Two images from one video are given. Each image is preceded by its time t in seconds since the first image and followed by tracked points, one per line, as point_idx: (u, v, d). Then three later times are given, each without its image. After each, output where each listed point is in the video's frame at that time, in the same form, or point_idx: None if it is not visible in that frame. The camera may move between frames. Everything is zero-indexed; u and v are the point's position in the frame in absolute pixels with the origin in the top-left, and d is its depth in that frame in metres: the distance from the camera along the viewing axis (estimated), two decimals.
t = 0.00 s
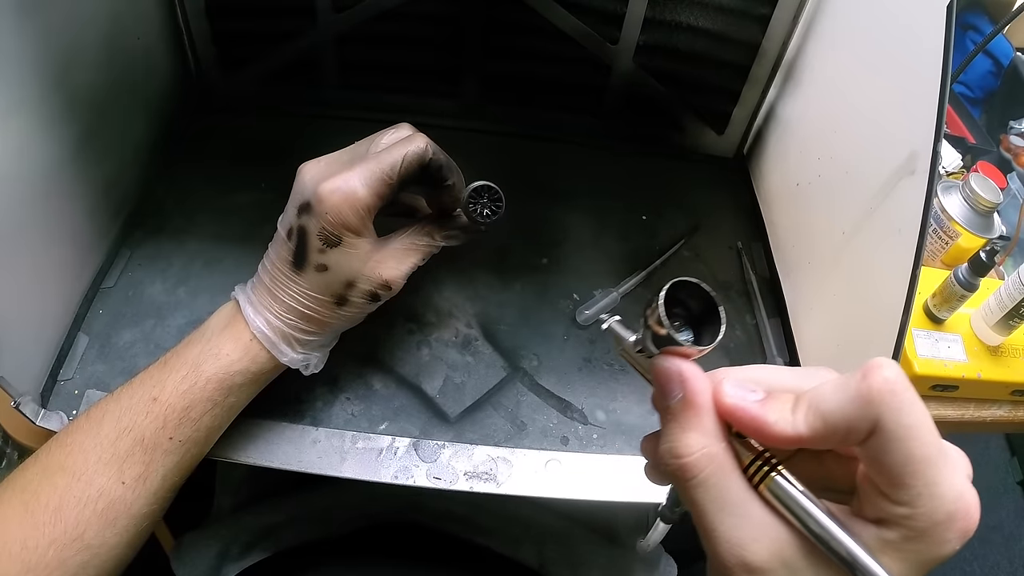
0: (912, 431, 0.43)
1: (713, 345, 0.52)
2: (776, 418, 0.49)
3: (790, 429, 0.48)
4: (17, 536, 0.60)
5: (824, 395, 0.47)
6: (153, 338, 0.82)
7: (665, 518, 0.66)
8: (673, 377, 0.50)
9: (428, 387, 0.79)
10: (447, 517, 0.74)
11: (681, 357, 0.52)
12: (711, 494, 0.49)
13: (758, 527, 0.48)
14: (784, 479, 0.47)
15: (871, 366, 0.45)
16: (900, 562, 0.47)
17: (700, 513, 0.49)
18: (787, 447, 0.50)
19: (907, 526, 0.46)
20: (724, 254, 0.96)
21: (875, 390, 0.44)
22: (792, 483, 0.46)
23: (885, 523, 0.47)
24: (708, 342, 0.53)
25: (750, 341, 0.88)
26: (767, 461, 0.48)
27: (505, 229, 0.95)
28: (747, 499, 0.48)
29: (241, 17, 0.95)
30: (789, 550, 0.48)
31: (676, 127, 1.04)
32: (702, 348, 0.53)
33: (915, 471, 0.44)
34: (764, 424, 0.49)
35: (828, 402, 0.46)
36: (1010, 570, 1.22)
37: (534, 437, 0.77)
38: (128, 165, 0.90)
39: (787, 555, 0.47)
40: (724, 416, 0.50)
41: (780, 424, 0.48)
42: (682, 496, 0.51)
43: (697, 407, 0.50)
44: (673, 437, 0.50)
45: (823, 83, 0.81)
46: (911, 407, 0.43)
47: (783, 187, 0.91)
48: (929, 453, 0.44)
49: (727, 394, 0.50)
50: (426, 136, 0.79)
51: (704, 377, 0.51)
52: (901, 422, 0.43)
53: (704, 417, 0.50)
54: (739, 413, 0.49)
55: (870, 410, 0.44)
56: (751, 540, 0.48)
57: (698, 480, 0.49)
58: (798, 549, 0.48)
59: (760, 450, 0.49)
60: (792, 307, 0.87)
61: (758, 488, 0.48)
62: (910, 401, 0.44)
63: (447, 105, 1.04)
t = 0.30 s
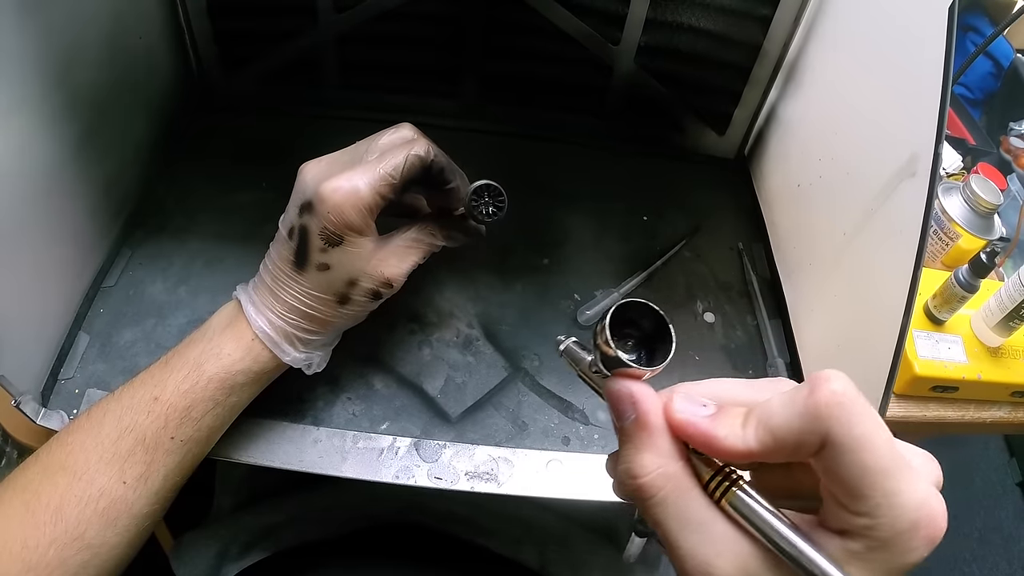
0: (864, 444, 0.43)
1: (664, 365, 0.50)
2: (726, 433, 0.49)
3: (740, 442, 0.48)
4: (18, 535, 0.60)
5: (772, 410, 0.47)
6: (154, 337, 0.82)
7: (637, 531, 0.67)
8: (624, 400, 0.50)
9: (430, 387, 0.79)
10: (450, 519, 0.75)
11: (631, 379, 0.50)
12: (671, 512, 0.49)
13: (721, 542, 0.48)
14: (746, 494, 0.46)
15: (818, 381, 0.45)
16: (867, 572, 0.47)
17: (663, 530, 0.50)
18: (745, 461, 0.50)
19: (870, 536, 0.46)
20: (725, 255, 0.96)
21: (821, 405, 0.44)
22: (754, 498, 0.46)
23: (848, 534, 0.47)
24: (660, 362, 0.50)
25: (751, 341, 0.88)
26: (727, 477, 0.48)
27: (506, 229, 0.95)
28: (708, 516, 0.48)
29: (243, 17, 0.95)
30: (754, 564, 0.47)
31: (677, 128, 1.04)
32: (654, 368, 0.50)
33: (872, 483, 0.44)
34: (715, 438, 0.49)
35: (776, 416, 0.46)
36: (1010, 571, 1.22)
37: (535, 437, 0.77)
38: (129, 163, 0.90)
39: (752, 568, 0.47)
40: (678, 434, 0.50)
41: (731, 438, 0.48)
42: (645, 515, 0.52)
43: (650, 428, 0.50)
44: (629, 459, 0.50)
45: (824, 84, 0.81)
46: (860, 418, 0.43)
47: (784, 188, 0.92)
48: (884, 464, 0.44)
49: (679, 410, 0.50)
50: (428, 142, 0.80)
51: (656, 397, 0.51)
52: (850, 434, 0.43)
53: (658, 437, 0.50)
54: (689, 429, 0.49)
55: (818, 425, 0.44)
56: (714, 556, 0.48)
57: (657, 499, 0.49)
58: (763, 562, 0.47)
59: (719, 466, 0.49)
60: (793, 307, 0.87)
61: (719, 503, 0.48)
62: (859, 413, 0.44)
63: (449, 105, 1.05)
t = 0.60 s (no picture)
0: (937, 421, 0.44)
1: (740, 334, 0.55)
2: (803, 402, 0.49)
3: (816, 412, 0.48)
4: (18, 534, 0.60)
5: (849, 383, 0.47)
6: (154, 336, 0.82)
7: (682, 506, 0.63)
8: (704, 364, 0.48)
9: (430, 387, 0.79)
10: (450, 519, 0.75)
11: (712, 344, 0.53)
12: (742, 481, 0.48)
13: (786, 514, 0.47)
14: (813, 467, 0.46)
15: (896, 358, 0.46)
16: (926, 552, 0.47)
17: (729, 499, 0.48)
18: (812, 432, 0.50)
19: (932, 515, 0.47)
20: (725, 255, 0.96)
21: (901, 380, 0.45)
22: (821, 472, 0.46)
23: (910, 512, 0.48)
24: (739, 330, 0.56)
25: (751, 342, 0.88)
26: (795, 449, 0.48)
27: (507, 229, 0.95)
28: (776, 485, 0.48)
29: (244, 16, 0.95)
30: (817, 539, 0.47)
31: (678, 129, 1.04)
32: (734, 335, 0.55)
33: (939, 461, 0.45)
34: (792, 406, 0.48)
35: (854, 390, 0.47)
36: (1009, 572, 1.22)
37: (535, 437, 0.77)
38: (130, 163, 0.90)
39: (815, 544, 0.47)
40: (753, 401, 0.50)
41: (807, 407, 0.48)
42: (710, 483, 0.50)
43: (728, 394, 0.48)
44: (704, 423, 0.48)
45: (825, 84, 0.81)
46: (936, 396, 0.44)
47: (785, 188, 0.92)
48: (953, 443, 0.45)
49: (755, 376, 0.50)
50: (426, 137, 0.80)
51: (733, 363, 0.50)
52: (925, 411, 0.44)
53: (734, 404, 0.48)
54: (765, 395, 0.49)
55: (895, 399, 0.45)
56: (779, 527, 0.47)
57: (730, 466, 0.48)
58: (827, 537, 0.47)
59: (788, 438, 0.49)
60: (793, 308, 0.87)
61: (786, 475, 0.48)
62: (935, 391, 0.45)
63: (449, 105, 1.05)
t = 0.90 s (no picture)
0: (933, 434, 0.44)
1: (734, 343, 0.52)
2: (799, 419, 0.48)
3: (811, 429, 0.48)
4: (18, 534, 0.60)
5: (845, 397, 0.47)
6: (154, 337, 0.82)
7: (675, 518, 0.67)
8: (694, 374, 0.49)
9: (430, 386, 0.79)
10: (449, 519, 0.74)
11: (703, 355, 0.52)
12: (731, 494, 0.48)
13: (776, 528, 0.47)
14: (803, 481, 0.46)
15: (893, 369, 0.45)
16: (916, 565, 0.47)
17: (717, 511, 0.49)
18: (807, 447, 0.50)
19: (924, 529, 0.46)
20: (725, 255, 0.96)
21: (896, 393, 0.44)
22: (812, 486, 0.46)
23: (902, 525, 0.47)
24: (729, 339, 0.53)
25: (750, 341, 0.88)
26: (784, 461, 0.48)
27: (506, 229, 0.95)
28: (766, 499, 0.48)
29: (244, 16, 0.95)
30: (806, 551, 0.47)
31: (678, 128, 1.04)
32: (724, 346, 0.52)
33: (934, 474, 0.45)
34: (787, 424, 0.48)
35: (849, 404, 0.46)
36: (1010, 571, 1.22)
37: (535, 437, 0.77)
38: (130, 163, 0.90)
39: (804, 556, 0.47)
40: (744, 415, 0.50)
41: (803, 425, 0.48)
42: (698, 495, 0.51)
43: (718, 406, 0.49)
44: (692, 436, 0.49)
45: (825, 83, 0.81)
46: (931, 408, 0.44)
47: (785, 187, 0.91)
48: (948, 457, 0.44)
49: (750, 393, 0.50)
50: (425, 136, 0.80)
51: (726, 377, 0.50)
52: (922, 424, 0.44)
53: (725, 416, 0.49)
54: (761, 413, 0.49)
55: (891, 412, 0.44)
56: (768, 541, 0.47)
57: (718, 478, 0.48)
58: (816, 551, 0.47)
59: (779, 450, 0.49)
60: (793, 307, 0.87)
61: (775, 488, 0.48)
62: (932, 404, 0.44)
63: (449, 104, 1.05)
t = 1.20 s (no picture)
0: (857, 448, 0.43)
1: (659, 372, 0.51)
2: (718, 436, 0.48)
3: (731, 445, 0.48)
4: (19, 534, 0.60)
5: (765, 413, 0.47)
6: (156, 337, 0.82)
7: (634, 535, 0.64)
8: (617, 406, 0.50)
9: (431, 386, 0.79)
10: (451, 519, 0.75)
11: (625, 386, 0.51)
12: (668, 519, 0.49)
13: (716, 547, 0.48)
14: (741, 498, 0.46)
15: (812, 385, 0.45)
16: None
17: (658, 535, 0.50)
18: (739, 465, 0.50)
19: (865, 541, 0.46)
20: (727, 255, 0.96)
21: (817, 409, 0.44)
22: (750, 503, 0.46)
23: (845, 538, 0.47)
24: (654, 366, 0.51)
25: (751, 341, 0.88)
26: (721, 481, 0.48)
27: (507, 229, 0.95)
28: (704, 521, 0.48)
29: (244, 16, 0.95)
30: (748, 565, 0.47)
31: (678, 128, 1.04)
32: (648, 373, 0.51)
33: (867, 487, 0.44)
34: (707, 441, 0.48)
35: (769, 420, 0.46)
36: (1011, 572, 1.22)
37: (536, 437, 0.77)
38: (131, 163, 0.90)
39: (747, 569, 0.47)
40: (670, 438, 0.50)
41: (722, 441, 0.48)
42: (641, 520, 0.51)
43: (644, 434, 0.50)
44: (624, 465, 0.50)
45: (825, 83, 0.81)
46: (855, 421, 0.43)
47: (786, 188, 0.91)
48: (879, 468, 0.44)
49: (670, 412, 0.50)
50: (425, 137, 0.80)
51: (649, 403, 0.51)
52: (845, 439, 0.43)
53: (652, 443, 0.50)
54: (680, 431, 0.49)
55: (811, 429, 0.44)
56: (710, 561, 0.48)
57: (652, 504, 0.49)
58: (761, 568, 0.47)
59: (714, 471, 0.49)
60: (794, 307, 0.87)
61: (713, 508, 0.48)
62: (854, 418, 0.43)
63: (450, 105, 1.05)
